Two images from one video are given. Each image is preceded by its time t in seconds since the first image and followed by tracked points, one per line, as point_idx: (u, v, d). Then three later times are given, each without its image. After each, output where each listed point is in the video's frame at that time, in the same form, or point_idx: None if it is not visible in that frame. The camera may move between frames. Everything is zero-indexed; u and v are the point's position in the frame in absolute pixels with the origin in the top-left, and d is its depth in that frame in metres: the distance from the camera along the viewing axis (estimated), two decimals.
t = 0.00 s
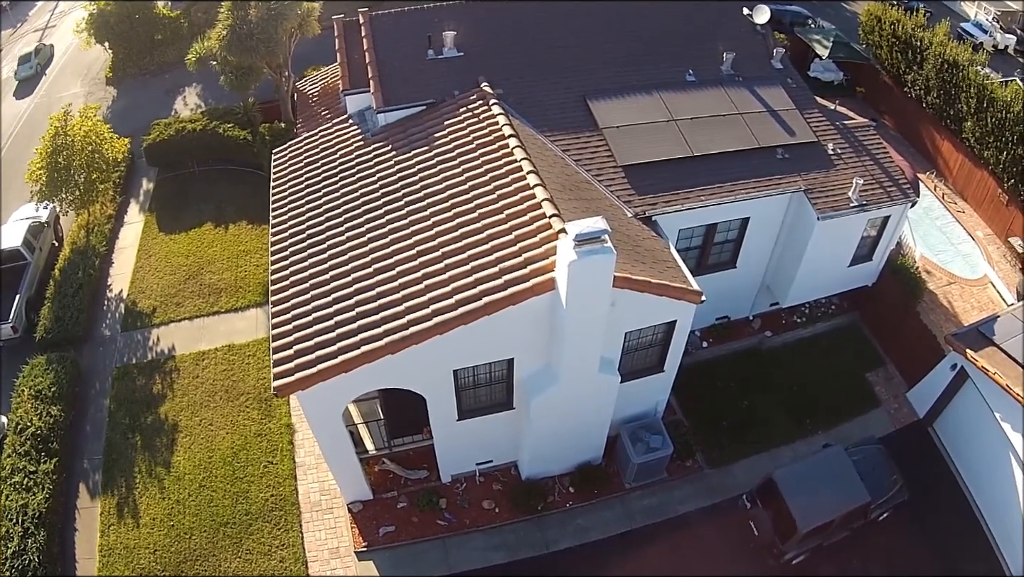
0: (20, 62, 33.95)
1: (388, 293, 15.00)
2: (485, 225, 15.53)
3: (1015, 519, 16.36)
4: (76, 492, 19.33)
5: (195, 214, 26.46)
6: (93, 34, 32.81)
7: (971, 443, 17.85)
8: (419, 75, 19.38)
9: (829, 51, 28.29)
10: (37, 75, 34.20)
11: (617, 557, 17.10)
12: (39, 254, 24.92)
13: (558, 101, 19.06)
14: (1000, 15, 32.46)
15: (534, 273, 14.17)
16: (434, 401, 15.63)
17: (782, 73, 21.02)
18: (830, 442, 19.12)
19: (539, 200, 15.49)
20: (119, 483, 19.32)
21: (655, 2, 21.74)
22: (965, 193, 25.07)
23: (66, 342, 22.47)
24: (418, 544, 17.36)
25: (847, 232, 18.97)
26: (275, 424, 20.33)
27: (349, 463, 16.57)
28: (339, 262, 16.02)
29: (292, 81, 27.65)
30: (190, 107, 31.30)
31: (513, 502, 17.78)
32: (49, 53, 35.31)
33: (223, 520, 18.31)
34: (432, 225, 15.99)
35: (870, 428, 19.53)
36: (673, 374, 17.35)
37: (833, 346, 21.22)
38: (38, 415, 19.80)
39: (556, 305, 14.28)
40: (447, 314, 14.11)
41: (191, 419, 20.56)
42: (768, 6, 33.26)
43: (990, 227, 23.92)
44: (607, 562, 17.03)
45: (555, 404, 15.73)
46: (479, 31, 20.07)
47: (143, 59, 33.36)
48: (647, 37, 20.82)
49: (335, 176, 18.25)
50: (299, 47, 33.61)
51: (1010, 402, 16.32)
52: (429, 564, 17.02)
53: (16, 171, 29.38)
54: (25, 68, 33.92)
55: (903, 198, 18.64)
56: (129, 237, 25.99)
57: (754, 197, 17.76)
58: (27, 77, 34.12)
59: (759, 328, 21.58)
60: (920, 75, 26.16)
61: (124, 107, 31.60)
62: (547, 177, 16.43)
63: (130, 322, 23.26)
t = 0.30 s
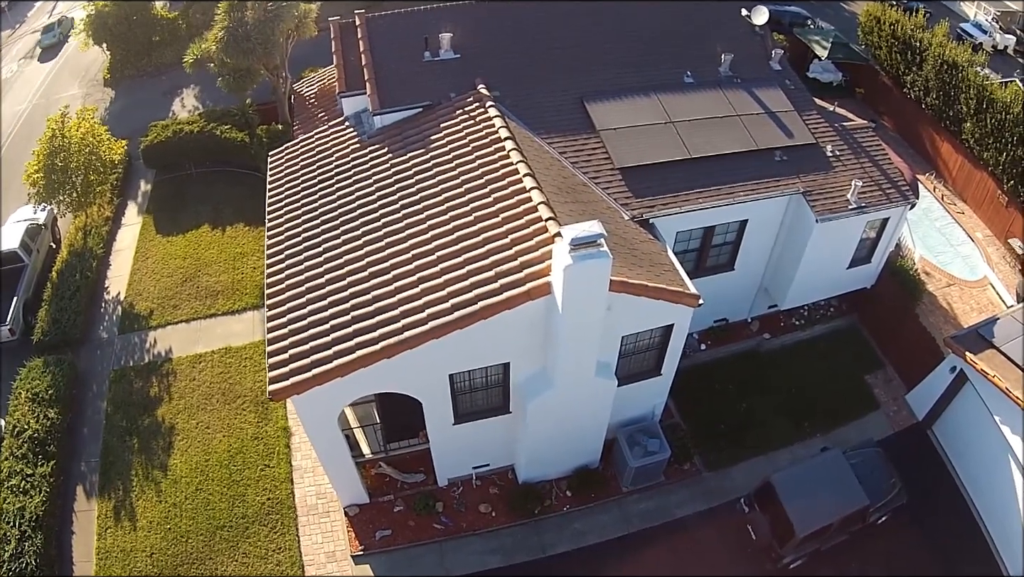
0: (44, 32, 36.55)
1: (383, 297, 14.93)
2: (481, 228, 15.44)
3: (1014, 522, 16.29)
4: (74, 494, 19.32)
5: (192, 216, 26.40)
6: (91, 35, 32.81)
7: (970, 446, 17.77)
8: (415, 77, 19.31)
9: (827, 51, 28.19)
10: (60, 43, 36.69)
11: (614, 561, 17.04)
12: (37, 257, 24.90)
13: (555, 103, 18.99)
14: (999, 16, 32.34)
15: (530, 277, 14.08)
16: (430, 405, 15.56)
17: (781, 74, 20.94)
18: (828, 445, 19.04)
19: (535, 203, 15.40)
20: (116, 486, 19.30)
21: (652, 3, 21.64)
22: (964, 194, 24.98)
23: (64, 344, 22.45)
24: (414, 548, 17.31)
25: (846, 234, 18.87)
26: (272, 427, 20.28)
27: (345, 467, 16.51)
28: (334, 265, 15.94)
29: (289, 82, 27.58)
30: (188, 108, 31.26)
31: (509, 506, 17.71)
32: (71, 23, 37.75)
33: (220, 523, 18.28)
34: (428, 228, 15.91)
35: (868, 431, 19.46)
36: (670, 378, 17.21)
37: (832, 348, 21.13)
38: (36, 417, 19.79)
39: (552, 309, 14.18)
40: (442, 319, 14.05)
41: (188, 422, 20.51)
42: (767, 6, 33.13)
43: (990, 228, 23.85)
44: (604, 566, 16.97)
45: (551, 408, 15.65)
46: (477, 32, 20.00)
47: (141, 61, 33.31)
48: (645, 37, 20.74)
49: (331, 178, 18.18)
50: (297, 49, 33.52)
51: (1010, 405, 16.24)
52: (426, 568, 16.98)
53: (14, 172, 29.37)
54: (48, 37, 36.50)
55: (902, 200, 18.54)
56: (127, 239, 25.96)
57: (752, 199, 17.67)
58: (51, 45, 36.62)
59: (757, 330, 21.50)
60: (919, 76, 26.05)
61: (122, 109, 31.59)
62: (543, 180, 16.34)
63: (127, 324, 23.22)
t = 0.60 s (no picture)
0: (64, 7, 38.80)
1: (376, 304, 14.82)
2: (475, 234, 15.32)
3: (1013, 528, 16.18)
4: (69, 499, 19.28)
5: (188, 219, 26.30)
6: (87, 38, 32.28)
7: (970, 450, 17.64)
8: (410, 80, 19.18)
9: (826, 53, 27.86)
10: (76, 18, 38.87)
11: (610, 567, 16.94)
12: (32, 260, 24.83)
13: (551, 106, 18.85)
14: (998, 16, 32.16)
15: (524, 284, 13.95)
16: (425, 412, 15.45)
17: (779, 75, 20.80)
18: (826, 449, 18.92)
19: (530, 208, 15.25)
20: (111, 491, 19.25)
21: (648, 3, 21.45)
22: (963, 196, 24.85)
23: (59, 349, 22.40)
24: (409, 554, 17.21)
25: (844, 238, 18.72)
26: (267, 432, 20.21)
27: (339, 473, 16.40)
28: (328, 271, 15.84)
29: (284, 85, 27.44)
30: (183, 110, 31.14)
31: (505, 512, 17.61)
32: None
33: (215, 529, 18.21)
34: (421, 234, 15.78)
35: (867, 435, 19.34)
36: (667, 383, 17.03)
37: (830, 352, 20.98)
38: (31, 422, 19.76)
39: (546, 316, 14.05)
40: (435, 326, 13.94)
41: (183, 427, 20.44)
42: (765, 7, 32.90)
43: (989, 229, 23.79)
44: (600, 572, 16.87)
45: (546, 414, 15.52)
46: (471, 34, 19.84)
47: (137, 63, 33.02)
48: (640, 38, 20.57)
49: (325, 182, 18.06)
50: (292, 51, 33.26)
51: (1009, 409, 16.12)
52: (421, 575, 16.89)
53: (10, 175, 29.28)
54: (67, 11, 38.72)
55: (901, 202, 18.40)
56: (122, 242, 25.86)
57: (749, 203, 17.49)
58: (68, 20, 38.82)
59: (755, 334, 21.35)
60: (917, 77, 25.86)
61: (118, 111, 31.49)
62: (538, 185, 16.19)
63: (123, 328, 23.15)
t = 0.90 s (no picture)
0: None
1: (369, 312, 14.70)
2: (469, 241, 15.16)
3: (1013, 535, 16.05)
4: (65, 506, 19.20)
5: (184, 222, 26.18)
6: (83, 41, 32.33)
7: (969, 456, 17.50)
8: (405, 85, 19.04)
9: (824, 54, 27.89)
10: None
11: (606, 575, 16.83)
12: (27, 265, 24.74)
13: (547, 111, 18.70)
14: (997, 16, 31.96)
15: (518, 292, 13.81)
16: (419, 420, 15.32)
17: (777, 79, 20.65)
18: (825, 456, 18.78)
19: (524, 215, 15.08)
20: (106, 497, 19.16)
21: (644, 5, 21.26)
22: (962, 198, 24.74)
23: (55, 354, 22.32)
24: (404, 562, 17.10)
25: (843, 242, 18.54)
26: (262, 439, 20.11)
27: (333, 482, 16.28)
28: (320, 279, 15.70)
29: (280, 88, 27.31)
30: (179, 113, 31.01)
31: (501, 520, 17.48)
32: None
33: (210, 536, 18.13)
34: (415, 241, 15.63)
35: (865, 441, 19.20)
36: (664, 391, 16.85)
37: (829, 357, 20.83)
38: (26, 428, 19.68)
39: (541, 325, 13.89)
40: (428, 335, 13.81)
41: (178, 434, 20.33)
42: (763, 7, 32.66)
43: (989, 232, 23.66)
44: None
45: (542, 423, 15.37)
46: (465, 37, 19.65)
47: (134, 65, 32.89)
48: (634, 39, 20.37)
49: (318, 188, 17.91)
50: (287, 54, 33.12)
51: (1009, 416, 16.00)
52: None
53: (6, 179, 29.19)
54: None
55: (899, 207, 18.25)
56: (118, 246, 25.76)
57: (746, 208, 17.31)
58: None
59: (753, 339, 21.19)
60: (917, 78, 25.66)
61: (114, 114, 31.37)
62: (533, 190, 16.03)
63: (118, 333, 23.05)
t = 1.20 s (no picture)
0: None
1: (364, 320, 14.55)
2: (465, 249, 14.96)
3: (1013, 543, 15.92)
4: (62, 511, 19.14)
5: (181, 226, 26.09)
6: (81, 43, 32.25)
7: (970, 463, 17.36)
8: (401, 88, 18.87)
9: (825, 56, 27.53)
10: None
11: None
12: (25, 268, 24.67)
13: (545, 115, 18.53)
14: (998, 17, 31.76)
15: (514, 301, 13.65)
16: (414, 429, 15.19)
17: (778, 81, 20.47)
18: (825, 462, 18.64)
19: (521, 222, 14.90)
20: (103, 503, 19.09)
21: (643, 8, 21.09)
22: (964, 201, 24.59)
23: (52, 359, 22.24)
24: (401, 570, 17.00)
25: (844, 248, 18.38)
26: (258, 445, 20.02)
27: (328, 490, 16.17)
28: (316, 286, 15.53)
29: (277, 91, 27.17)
30: (177, 115, 30.89)
31: (498, 527, 17.36)
32: None
33: (206, 543, 18.06)
34: (411, 248, 15.43)
35: (866, 447, 19.07)
36: (662, 398, 16.68)
37: (829, 362, 20.67)
38: (23, 433, 19.60)
39: (538, 334, 13.75)
40: (424, 344, 13.68)
41: (174, 439, 20.24)
42: (764, 8, 32.40)
43: (990, 235, 23.52)
44: None
45: (539, 432, 15.23)
46: (462, 40, 19.49)
47: (131, 67, 32.70)
48: (633, 42, 20.19)
49: (314, 193, 17.73)
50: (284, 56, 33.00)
51: (1009, 423, 15.86)
52: None
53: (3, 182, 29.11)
54: None
55: (901, 212, 18.09)
56: (115, 250, 25.66)
57: (746, 214, 17.14)
58: None
59: (753, 345, 21.01)
60: (918, 80, 25.47)
61: (112, 116, 31.28)
62: (530, 196, 15.88)
63: (115, 338, 22.95)
